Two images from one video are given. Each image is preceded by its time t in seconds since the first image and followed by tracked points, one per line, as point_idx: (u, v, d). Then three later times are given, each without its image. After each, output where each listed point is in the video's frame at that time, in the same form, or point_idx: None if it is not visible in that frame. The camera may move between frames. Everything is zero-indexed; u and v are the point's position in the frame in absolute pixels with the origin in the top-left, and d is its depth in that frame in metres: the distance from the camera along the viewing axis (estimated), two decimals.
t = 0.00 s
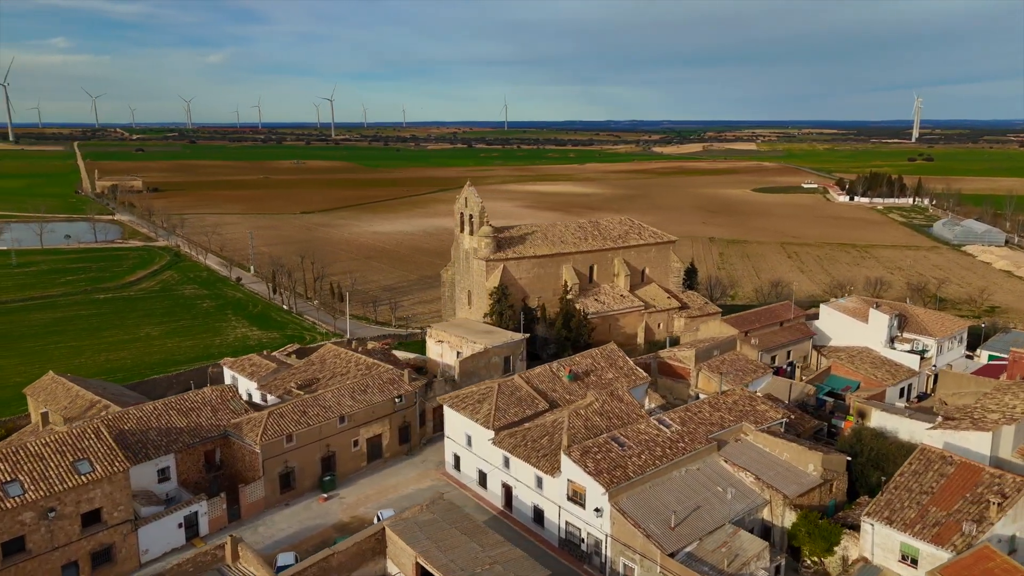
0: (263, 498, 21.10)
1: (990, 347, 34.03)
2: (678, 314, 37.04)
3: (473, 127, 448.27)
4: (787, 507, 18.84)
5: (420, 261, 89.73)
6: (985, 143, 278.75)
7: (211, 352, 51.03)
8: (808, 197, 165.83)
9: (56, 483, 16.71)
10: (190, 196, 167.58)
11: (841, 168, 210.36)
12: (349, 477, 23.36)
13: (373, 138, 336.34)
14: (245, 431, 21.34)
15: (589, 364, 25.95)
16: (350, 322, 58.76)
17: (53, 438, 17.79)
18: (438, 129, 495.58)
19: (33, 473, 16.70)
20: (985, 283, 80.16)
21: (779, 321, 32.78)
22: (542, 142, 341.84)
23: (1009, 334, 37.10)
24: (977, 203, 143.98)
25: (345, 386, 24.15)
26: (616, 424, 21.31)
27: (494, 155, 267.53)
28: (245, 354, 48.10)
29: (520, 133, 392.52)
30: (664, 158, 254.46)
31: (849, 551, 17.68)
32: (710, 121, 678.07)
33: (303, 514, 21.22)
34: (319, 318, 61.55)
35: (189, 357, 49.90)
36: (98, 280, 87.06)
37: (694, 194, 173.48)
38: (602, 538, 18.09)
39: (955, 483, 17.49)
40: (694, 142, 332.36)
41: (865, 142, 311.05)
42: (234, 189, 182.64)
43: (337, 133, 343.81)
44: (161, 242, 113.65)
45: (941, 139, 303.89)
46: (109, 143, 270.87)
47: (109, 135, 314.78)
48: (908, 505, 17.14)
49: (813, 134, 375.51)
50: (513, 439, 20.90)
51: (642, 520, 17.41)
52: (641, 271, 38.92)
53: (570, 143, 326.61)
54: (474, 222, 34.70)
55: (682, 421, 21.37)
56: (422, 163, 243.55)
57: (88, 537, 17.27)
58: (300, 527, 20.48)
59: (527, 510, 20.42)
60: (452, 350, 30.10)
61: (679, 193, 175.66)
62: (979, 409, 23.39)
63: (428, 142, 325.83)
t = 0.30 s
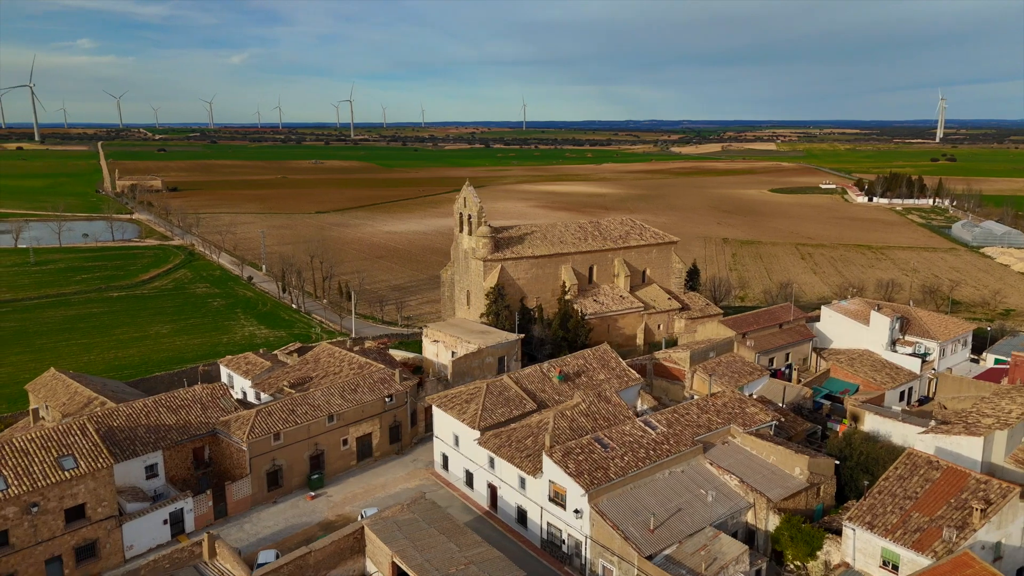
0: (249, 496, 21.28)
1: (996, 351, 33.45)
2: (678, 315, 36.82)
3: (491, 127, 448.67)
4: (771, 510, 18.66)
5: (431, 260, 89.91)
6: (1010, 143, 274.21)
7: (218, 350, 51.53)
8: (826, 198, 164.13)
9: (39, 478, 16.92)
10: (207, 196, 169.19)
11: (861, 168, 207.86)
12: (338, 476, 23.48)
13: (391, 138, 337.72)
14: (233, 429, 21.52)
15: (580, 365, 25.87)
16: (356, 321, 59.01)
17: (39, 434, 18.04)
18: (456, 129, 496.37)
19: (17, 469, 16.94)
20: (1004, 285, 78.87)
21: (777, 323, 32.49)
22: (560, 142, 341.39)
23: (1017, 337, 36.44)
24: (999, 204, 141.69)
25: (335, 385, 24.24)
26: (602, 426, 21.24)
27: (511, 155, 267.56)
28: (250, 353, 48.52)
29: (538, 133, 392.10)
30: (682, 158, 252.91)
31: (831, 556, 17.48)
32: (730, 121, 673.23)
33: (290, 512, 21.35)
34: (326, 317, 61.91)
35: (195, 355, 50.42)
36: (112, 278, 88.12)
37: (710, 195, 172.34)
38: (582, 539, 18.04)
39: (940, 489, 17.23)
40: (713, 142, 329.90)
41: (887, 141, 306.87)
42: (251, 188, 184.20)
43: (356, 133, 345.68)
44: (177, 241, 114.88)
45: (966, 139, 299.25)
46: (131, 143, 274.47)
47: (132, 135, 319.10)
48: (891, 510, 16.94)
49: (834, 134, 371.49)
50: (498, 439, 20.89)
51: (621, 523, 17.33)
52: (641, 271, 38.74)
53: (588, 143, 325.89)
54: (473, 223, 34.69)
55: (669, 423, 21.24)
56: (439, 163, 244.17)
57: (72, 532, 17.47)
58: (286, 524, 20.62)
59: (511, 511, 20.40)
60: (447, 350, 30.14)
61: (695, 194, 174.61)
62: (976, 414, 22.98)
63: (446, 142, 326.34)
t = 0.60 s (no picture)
0: (237, 493, 21.46)
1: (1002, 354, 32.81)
2: (679, 316, 36.60)
3: (510, 127, 448.77)
4: (754, 514, 18.50)
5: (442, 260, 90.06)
6: None
7: (225, 348, 52.02)
8: (844, 199, 162.35)
9: (24, 473, 17.15)
10: (225, 195, 170.81)
11: (882, 169, 205.34)
12: (328, 474, 23.59)
13: (410, 138, 338.96)
14: (221, 426, 21.71)
15: (571, 365, 25.80)
16: (364, 319, 59.26)
17: (26, 430, 18.29)
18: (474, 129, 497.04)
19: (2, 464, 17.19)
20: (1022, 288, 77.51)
21: (777, 325, 32.23)
22: (578, 142, 340.72)
23: None
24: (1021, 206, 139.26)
25: (326, 383, 24.34)
26: (587, 427, 21.19)
27: (528, 155, 267.45)
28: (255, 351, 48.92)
29: (557, 133, 391.69)
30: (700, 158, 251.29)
31: (813, 561, 17.30)
32: (750, 121, 668.08)
33: (278, 509, 21.51)
34: (334, 316, 62.25)
35: (202, 353, 50.94)
36: (128, 276, 89.27)
37: (727, 195, 171.16)
38: (562, 541, 18.02)
39: (925, 495, 16.99)
40: (733, 142, 327.23)
41: (912, 142, 302.46)
42: (268, 188, 185.68)
43: (375, 133, 347.38)
44: (193, 240, 116.06)
45: (992, 139, 294.34)
46: (152, 143, 278.06)
47: (155, 135, 323.31)
48: (874, 515, 16.73)
49: (857, 134, 367.10)
50: (484, 439, 20.89)
51: (599, 525, 17.28)
52: (642, 272, 38.55)
53: (607, 143, 325.12)
54: (471, 223, 34.70)
55: (656, 424, 21.13)
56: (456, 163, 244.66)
57: (57, 527, 17.70)
58: (272, 522, 20.79)
59: (495, 511, 20.39)
60: (442, 349, 30.23)
61: (711, 194, 173.46)
62: (971, 418, 22.63)
63: (464, 142, 326.82)
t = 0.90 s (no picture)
0: (225, 490, 21.65)
1: (1008, 358, 32.20)
2: (679, 317, 36.37)
3: (528, 128, 448.49)
4: (737, 517, 18.35)
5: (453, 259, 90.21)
6: None
7: (231, 346, 52.50)
8: (863, 199, 160.37)
9: (10, 468, 17.42)
10: (242, 195, 172.25)
11: (902, 170, 202.54)
12: (317, 473, 23.73)
13: (428, 137, 339.75)
14: (210, 424, 21.91)
15: (563, 366, 25.73)
16: (370, 318, 59.50)
17: (14, 426, 18.57)
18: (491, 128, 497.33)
19: None
20: None
21: (776, 327, 31.94)
22: (596, 142, 339.59)
23: None
24: None
25: (317, 382, 24.47)
26: (573, 427, 21.14)
27: (545, 155, 266.98)
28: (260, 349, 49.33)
29: (576, 133, 390.56)
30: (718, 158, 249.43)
31: (793, 565, 17.12)
32: (771, 121, 662.13)
33: (265, 507, 21.66)
34: (342, 315, 62.56)
35: (208, 351, 51.50)
36: (142, 274, 90.30)
37: (743, 196, 169.83)
38: (541, 541, 17.98)
39: (908, 499, 16.75)
40: (759, 141, 323.07)
41: (937, 141, 297.95)
42: (285, 187, 186.90)
43: (394, 133, 348.88)
44: (209, 239, 117.11)
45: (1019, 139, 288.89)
46: (173, 143, 281.21)
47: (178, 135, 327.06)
48: (855, 519, 16.55)
49: (880, 134, 362.15)
50: (469, 439, 20.90)
51: (578, 526, 17.24)
52: (643, 273, 38.35)
53: (625, 143, 323.74)
54: (469, 223, 34.72)
55: (642, 426, 21.02)
56: (472, 163, 244.81)
57: (43, 521, 17.98)
58: (259, 519, 20.93)
59: (479, 511, 20.39)
60: (438, 348, 30.28)
61: (728, 194, 172.15)
62: (966, 422, 22.26)
63: (482, 142, 327.11)
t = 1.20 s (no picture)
0: (213, 487, 21.82)
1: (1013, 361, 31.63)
2: (679, 318, 36.15)
3: (546, 128, 447.99)
4: (719, 520, 18.20)
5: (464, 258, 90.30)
6: None
7: (238, 344, 53.02)
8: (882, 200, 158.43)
9: None
10: (259, 194, 173.58)
11: (924, 170, 199.52)
12: (306, 471, 23.85)
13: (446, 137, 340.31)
14: (199, 422, 22.11)
15: (554, 367, 25.67)
16: (377, 317, 59.80)
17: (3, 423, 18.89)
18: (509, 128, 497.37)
19: None
20: None
21: (774, 329, 31.65)
22: (615, 142, 338.43)
23: None
24: None
25: (308, 381, 24.59)
26: (558, 428, 21.09)
27: (561, 155, 266.43)
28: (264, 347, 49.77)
29: (594, 133, 389.30)
30: (735, 158, 247.58)
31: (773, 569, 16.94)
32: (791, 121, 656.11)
33: (253, 504, 21.82)
34: (349, 313, 62.94)
35: (214, 349, 52.01)
36: (156, 272, 91.39)
37: (760, 196, 168.50)
38: (521, 542, 17.96)
39: (889, 504, 16.53)
40: (779, 141, 320.16)
41: (962, 141, 293.47)
42: (302, 187, 188.12)
43: (412, 133, 350.17)
44: (224, 238, 118.13)
45: None
46: (194, 143, 284.20)
47: (198, 136, 330.68)
48: (834, 524, 16.36)
49: (903, 134, 357.22)
50: (454, 439, 20.92)
51: (556, 527, 17.18)
52: (644, 273, 38.17)
53: (643, 143, 322.20)
54: (468, 222, 34.76)
55: (627, 427, 20.91)
56: (489, 163, 244.92)
57: (29, 516, 18.24)
58: (245, 516, 21.09)
59: (463, 511, 20.40)
60: (432, 348, 30.30)
61: (744, 195, 170.81)
62: (960, 426, 21.95)
63: (499, 142, 327.33)
